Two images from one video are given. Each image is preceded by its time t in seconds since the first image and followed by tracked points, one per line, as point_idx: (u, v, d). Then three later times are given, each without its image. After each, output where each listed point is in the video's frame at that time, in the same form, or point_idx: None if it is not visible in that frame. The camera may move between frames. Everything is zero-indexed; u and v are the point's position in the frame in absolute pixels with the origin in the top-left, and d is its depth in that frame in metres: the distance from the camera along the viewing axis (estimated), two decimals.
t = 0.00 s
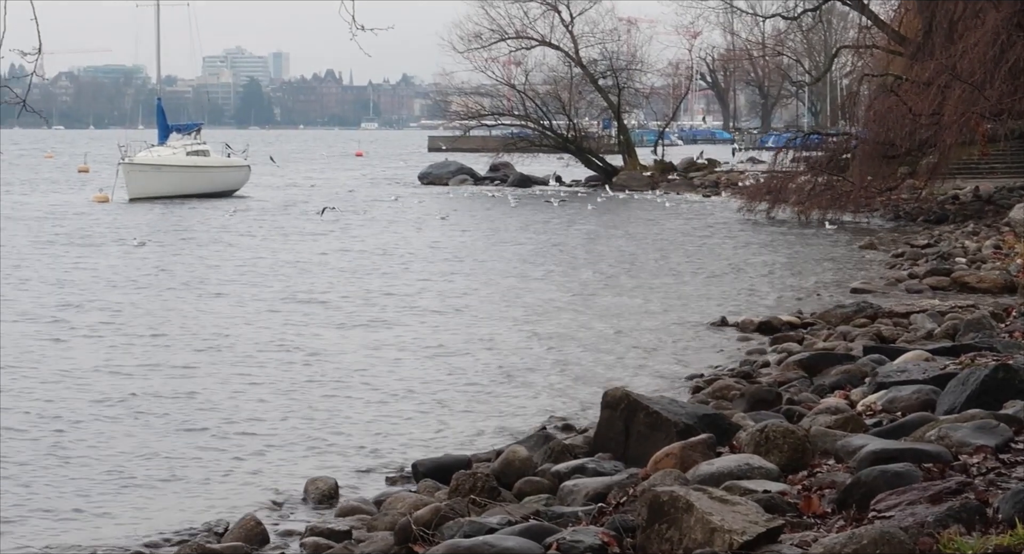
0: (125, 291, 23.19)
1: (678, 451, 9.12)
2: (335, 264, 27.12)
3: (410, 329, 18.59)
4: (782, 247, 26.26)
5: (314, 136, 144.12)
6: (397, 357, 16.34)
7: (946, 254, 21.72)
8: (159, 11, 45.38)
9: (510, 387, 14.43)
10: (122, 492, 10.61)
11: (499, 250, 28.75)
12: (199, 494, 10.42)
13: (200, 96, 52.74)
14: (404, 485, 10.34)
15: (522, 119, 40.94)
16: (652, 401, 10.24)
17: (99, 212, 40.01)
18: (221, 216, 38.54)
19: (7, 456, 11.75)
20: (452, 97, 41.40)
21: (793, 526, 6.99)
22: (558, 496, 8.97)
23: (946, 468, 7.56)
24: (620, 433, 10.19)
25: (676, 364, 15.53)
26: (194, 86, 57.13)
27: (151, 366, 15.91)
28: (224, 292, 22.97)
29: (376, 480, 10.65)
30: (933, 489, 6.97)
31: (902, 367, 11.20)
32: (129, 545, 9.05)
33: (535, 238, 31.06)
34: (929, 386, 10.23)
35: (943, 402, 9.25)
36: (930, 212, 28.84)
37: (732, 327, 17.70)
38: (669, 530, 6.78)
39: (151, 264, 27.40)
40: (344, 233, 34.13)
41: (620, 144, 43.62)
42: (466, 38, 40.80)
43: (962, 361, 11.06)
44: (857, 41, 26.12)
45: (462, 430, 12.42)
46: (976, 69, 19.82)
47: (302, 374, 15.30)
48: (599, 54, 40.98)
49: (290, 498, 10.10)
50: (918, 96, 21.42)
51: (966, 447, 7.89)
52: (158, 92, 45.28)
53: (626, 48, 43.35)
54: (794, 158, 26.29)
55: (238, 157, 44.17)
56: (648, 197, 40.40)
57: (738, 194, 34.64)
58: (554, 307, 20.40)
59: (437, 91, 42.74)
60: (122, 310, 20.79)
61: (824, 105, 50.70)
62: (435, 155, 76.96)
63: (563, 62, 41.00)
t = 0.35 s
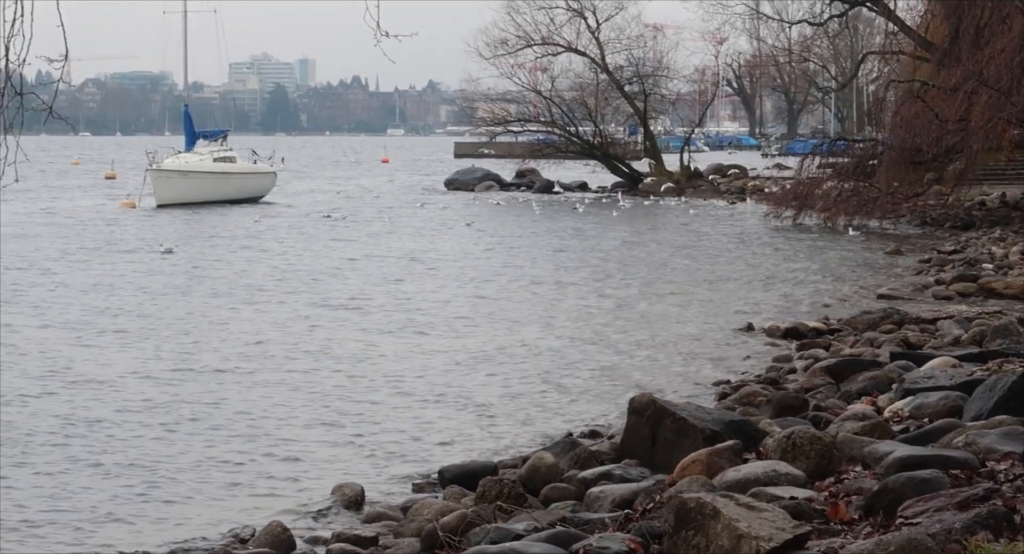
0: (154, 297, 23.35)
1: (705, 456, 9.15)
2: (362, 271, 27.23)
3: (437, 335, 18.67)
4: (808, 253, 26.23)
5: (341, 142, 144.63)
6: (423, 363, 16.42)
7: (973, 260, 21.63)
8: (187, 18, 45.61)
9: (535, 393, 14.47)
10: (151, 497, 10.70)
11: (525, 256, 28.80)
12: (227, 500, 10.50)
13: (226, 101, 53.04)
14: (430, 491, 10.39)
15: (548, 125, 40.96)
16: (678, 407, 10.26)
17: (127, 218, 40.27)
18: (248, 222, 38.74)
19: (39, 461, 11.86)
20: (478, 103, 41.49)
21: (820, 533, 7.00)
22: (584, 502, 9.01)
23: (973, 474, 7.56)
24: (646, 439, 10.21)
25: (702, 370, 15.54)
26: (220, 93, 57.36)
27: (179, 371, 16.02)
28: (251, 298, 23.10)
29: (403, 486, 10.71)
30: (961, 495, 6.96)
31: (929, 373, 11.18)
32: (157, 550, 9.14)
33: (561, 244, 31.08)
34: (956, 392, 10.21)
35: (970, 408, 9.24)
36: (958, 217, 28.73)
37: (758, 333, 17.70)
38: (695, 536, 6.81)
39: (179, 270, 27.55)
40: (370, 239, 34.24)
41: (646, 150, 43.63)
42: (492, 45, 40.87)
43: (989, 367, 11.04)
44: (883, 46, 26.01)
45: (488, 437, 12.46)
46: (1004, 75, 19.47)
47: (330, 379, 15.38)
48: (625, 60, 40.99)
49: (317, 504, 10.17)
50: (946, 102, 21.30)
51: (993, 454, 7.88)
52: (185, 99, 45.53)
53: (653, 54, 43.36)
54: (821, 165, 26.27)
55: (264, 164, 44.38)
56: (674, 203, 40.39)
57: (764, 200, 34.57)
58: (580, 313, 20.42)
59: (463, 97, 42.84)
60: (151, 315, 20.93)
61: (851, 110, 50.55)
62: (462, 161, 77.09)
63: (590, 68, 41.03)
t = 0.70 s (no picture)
0: (185, 303, 23.53)
1: (735, 464, 9.17)
2: (391, 277, 27.33)
3: (466, 342, 18.72)
4: (838, 259, 26.17)
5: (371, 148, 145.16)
6: (452, 370, 16.47)
7: (1004, 267, 21.52)
8: (216, 26, 45.87)
9: (564, 399, 14.50)
10: (183, 502, 10.80)
11: (554, 263, 28.86)
12: (258, 506, 10.58)
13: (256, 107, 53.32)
14: (460, 497, 10.45)
15: (577, 131, 40.97)
16: (707, 414, 10.28)
17: (158, 225, 40.57)
18: (278, 228, 38.93)
19: (73, 466, 11.99)
20: (507, 110, 41.57)
21: (850, 540, 7.01)
22: (614, 509, 9.04)
23: (1004, 482, 7.55)
24: (676, 446, 10.24)
25: (731, 377, 15.54)
26: (249, 100, 57.75)
27: (210, 377, 16.13)
28: (281, 304, 23.25)
29: (432, 493, 10.76)
30: (992, 503, 6.95)
31: (959, 380, 11.15)
32: None
33: (590, 250, 31.09)
34: (986, 399, 10.19)
35: (1000, 416, 9.22)
36: (988, 224, 28.59)
37: (787, 340, 17.68)
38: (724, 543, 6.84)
39: (209, 276, 27.71)
40: (399, 245, 34.34)
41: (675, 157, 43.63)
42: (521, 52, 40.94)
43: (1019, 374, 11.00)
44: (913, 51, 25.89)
45: (517, 443, 12.51)
46: None
47: (359, 386, 15.46)
48: (654, 66, 40.98)
49: (347, 511, 10.23)
50: (975, 109, 21.16)
51: None
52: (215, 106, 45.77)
53: (682, 60, 43.36)
54: (850, 171, 26.26)
55: (293, 171, 44.58)
56: (704, 209, 40.35)
57: (793, 206, 34.48)
58: (608, 320, 20.43)
59: (493, 103, 42.95)
60: (182, 322, 21.06)
61: (881, 117, 50.40)
62: (490, 168, 77.21)
63: (619, 75, 41.04)
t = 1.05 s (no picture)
0: (215, 309, 23.67)
1: (763, 470, 9.16)
2: (419, 283, 27.41)
3: (494, 348, 18.76)
4: (868, 266, 26.08)
5: (400, 155, 145.55)
6: (481, 376, 16.52)
7: None
8: (245, 34, 46.09)
9: (593, 406, 14.52)
10: (213, 507, 10.87)
11: (582, 269, 28.85)
12: (287, 512, 10.64)
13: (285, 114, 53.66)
14: (488, 504, 10.48)
15: (605, 138, 40.97)
16: (736, 421, 10.28)
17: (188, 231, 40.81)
18: (307, 234, 39.09)
19: (104, 471, 12.08)
20: (535, 116, 41.60)
21: (879, 548, 7.00)
22: (642, 516, 9.05)
23: None
24: (704, 453, 10.24)
25: (759, 383, 15.51)
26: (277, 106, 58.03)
27: (240, 383, 16.24)
28: (309, 310, 23.34)
29: (460, 500, 10.79)
30: (1022, 511, 6.93)
31: (988, 387, 11.11)
32: None
33: (618, 257, 31.07)
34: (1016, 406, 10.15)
35: None
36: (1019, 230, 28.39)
37: (817, 346, 17.64)
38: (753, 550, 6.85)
39: (238, 282, 27.85)
40: (428, 252, 34.45)
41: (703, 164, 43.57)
42: (548, 59, 40.97)
43: None
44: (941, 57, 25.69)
45: (544, 450, 12.53)
46: None
47: (388, 392, 15.52)
48: (682, 73, 40.92)
49: (376, 518, 10.27)
50: (1004, 115, 20.99)
51: None
52: (243, 112, 46.00)
53: (709, 67, 43.29)
54: (878, 177, 26.14)
55: (321, 177, 44.72)
56: (732, 216, 40.27)
57: (822, 213, 34.35)
58: (636, 326, 20.44)
59: (521, 110, 43.01)
60: (212, 328, 21.18)
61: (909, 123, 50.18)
62: (518, 174, 77.27)
63: (646, 81, 41.01)
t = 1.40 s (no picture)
0: (244, 315, 23.78)
1: (792, 477, 9.18)
2: (446, 289, 27.47)
3: (522, 354, 18.80)
4: (896, 273, 25.97)
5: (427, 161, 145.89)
6: (509, 382, 16.55)
7: None
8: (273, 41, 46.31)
9: (620, 413, 14.54)
10: (242, 513, 10.95)
11: (609, 275, 28.86)
12: (315, 518, 10.71)
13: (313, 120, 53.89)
14: (517, 510, 10.51)
15: (632, 144, 40.94)
16: (765, 428, 10.29)
17: (217, 237, 41.01)
18: (336, 241, 39.24)
19: (136, 475, 12.19)
20: (563, 122, 41.62)
21: None
22: (670, 523, 9.08)
23: None
24: (733, 460, 10.25)
25: (787, 390, 15.49)
26: (305, 112, 58.36)
27: (270, 388, 16.34)
28: (338, 316, 23.44)
29: (488, 506, 10.83)
30: None
31: (1018, 394, 11.07)
32: None
33: (646, 263, 31.04)
34: None
35: None
36: None
37: (845, 353, 17.60)
38: None
39: (267, 288, 27.98)
40: (455, 258, 34.52)
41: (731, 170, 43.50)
42: (576, 65, 40.99)
43: None
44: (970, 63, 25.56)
45: (571, 457, 12.56)
46: None
47: (416, 398, 15.59)
48: (710, 79, 40.83)
49: (405, 524, 10.33)
50: None
51: None
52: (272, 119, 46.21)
53: (737, 73, 43.22)
54: (907, 184, 26.02)
55: (349, 184, 44.83)
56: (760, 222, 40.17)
57: (850, 219, 34.21)
58: (664, 333, 20.43)
59: (549, 116, 43.05)
60: (241, 334, 21.29)
61: (938, 128, 49.93)
62: (546, 180, 77.27)
63: (674, 87, 40.97)
